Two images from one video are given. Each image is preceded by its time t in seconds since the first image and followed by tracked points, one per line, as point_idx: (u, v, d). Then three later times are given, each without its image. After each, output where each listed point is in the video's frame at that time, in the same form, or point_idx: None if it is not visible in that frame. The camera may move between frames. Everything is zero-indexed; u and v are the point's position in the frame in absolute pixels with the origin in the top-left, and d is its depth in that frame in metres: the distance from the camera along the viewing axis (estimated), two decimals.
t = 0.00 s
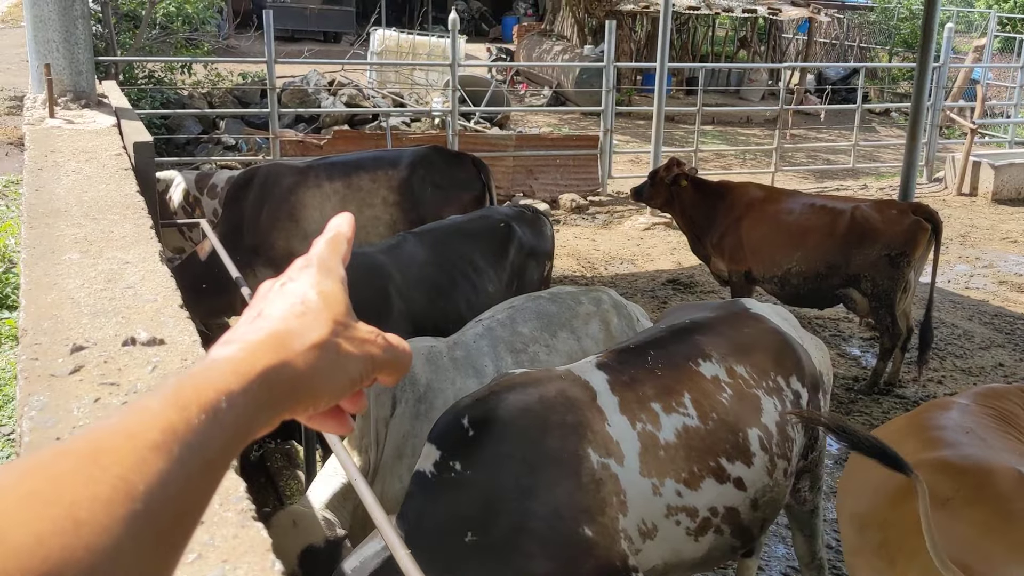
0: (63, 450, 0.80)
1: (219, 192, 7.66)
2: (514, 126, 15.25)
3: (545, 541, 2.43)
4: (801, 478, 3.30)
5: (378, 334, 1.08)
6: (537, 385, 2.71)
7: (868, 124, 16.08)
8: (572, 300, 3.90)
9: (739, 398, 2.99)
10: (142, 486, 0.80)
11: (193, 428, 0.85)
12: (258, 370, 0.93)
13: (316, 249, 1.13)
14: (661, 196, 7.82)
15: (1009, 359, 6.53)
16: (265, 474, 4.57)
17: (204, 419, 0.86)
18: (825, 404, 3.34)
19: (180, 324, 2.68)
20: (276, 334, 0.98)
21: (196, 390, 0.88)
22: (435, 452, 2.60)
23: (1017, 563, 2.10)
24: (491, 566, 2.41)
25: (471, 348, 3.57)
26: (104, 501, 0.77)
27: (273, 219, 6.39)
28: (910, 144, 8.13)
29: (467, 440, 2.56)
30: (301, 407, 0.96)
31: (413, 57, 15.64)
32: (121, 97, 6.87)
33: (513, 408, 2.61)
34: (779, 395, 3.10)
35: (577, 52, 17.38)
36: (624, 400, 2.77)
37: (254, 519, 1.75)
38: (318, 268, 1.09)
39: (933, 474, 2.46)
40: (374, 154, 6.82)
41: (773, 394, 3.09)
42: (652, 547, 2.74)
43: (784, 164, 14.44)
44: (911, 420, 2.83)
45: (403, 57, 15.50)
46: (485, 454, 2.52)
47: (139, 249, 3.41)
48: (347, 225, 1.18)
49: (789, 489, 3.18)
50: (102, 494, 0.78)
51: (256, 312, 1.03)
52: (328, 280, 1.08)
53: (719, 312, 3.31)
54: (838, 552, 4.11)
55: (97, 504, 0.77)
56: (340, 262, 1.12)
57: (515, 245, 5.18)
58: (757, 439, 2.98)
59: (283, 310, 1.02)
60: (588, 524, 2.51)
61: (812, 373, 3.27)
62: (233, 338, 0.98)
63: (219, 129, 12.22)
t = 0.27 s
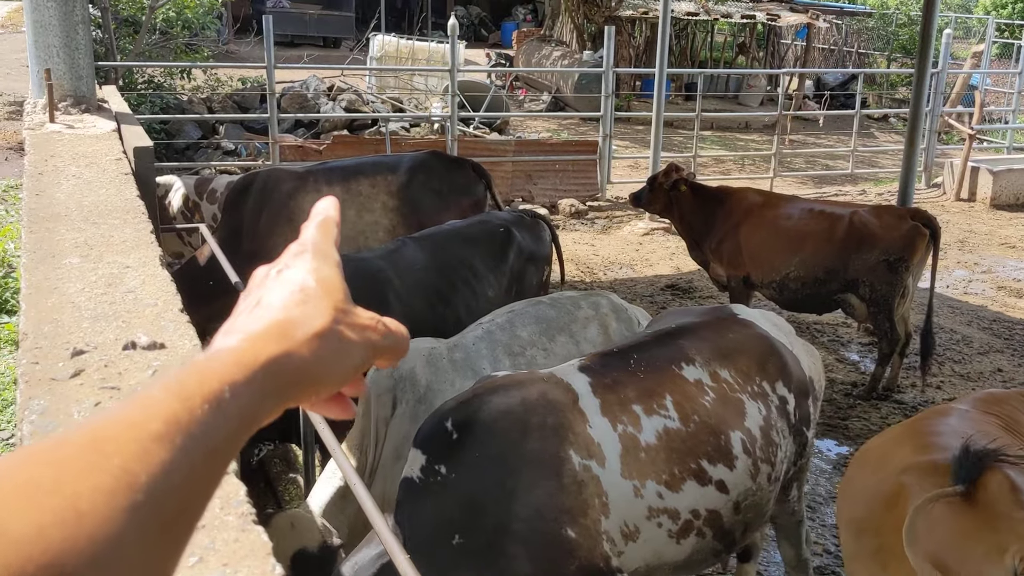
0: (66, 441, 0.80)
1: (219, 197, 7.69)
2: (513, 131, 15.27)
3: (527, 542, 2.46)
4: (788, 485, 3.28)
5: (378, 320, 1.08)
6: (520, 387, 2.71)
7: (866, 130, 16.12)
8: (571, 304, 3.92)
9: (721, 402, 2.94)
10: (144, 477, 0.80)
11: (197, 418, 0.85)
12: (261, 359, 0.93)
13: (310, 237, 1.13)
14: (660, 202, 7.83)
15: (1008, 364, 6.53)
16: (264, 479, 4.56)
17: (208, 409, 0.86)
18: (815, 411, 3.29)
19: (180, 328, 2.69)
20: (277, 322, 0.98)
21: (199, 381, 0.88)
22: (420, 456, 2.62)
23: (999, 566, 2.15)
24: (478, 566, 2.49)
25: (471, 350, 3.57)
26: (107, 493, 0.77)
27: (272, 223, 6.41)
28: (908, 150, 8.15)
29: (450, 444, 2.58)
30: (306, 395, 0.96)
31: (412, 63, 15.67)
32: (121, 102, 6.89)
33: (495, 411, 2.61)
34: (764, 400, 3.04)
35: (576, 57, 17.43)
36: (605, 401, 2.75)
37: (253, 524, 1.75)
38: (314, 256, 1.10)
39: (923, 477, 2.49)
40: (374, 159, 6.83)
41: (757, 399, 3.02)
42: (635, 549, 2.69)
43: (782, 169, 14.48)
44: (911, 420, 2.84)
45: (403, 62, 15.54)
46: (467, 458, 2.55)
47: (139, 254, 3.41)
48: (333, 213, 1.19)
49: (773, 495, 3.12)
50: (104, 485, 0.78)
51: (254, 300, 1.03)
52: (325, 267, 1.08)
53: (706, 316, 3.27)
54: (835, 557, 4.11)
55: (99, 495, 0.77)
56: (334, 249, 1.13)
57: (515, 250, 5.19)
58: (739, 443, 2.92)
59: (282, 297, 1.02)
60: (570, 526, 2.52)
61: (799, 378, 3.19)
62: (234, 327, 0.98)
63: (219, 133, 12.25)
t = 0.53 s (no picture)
0: (53, 447, 0.80)
1: (218, 199, 7.69)
2: (512, 134, 15.28)
3: (520, 546, 2.47)
4: (782, 488, 3.27)
5: (369, 325, 1.06)
6: (513, 391, 2.71)
7: (865, 133, 16.14)
8: (570, 307, 3.91)
9: (715, 405, 2.93)
10: (130, 482, 0.79)
11: (183, 424, 0.84)
12: (249, 364, 0.92)
13: (299, 244, 1.13)
14: (659, 204, 7.84)
15: (1006, 367, 6.53)
16: (261, 481, 4.55)
17: (195, 414, 0.86)
18: (811, 414, 3.28)
19: (176, 330, 2.69)
20: (266, 328, 0.98)
21: (187, 387, 0.87)
22: (415, 462, 2.65)
23: (994, 570, 2.14)
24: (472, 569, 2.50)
25: (469, 349, 3.58)
26: (93, 498, 0.77)
27: (271, 226, 6.42)
28: (906, 152, 8.15)
29: (444, 448, 2.60)
30: (295, 401, 0.95)
31: (411, 65, 15.67)
32: (119, 104, 6.89)
33: (488, 414, 2.62)
34: (758, 404, 3.03)
35: (575, 60, 17.44)
36: (599, 405, 2.74)
37: (249, 526, 1.75)
38: (303, 262, 1.09)
39: (917, 479, 2.50)
40: (372, 161, 6.83)
41: (751, 402, 3.02)
42: (628, 552, 2.68)
43: (781, 172, 14.48)
44: (909, 423, 2.83)
45: (402, 64, 15.54)
46: (461, 462, 2.57)
47: (135, 256, 3.41)
48: (324, 220, 1.19)
49: (766, 499, 3.10)
50: (90, 490, 0.77)
51: (243, 306, 1.03)
52: (314, 274, 1.07)
53: (702, 319, 3.27)
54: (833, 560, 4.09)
55: (85, 500, 0.77)
56: (324, 255, 1.12)
57: (512, 253, 5.18)
58: (732, 446, 2.91)
59: (270, 303, 1.02)
60: (564, 529, 2.53)
61: (793, 381, 3.19)
62: (221, 334, 0.98)
63: (218, 136, 12.25)
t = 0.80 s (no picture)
0: (55, 444, 0.82)
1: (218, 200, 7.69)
2: (511, 135, 15.29)
3: (517, 549, 2.48)
4: (781, 490, 3.27)
5: (368, 322, 1.03)
6: (511, 394, 2.72)
7: (863, 134, 16.16)
8: (570, 306, 3.90)
9: (714, 407, 2.93)
10: (129, 481, 0.80)
11: (181, 422, 0.84)
12: (247, 361, 0.92)
13: (301, 239, 1.11)
14: (659, 204, 7.85)
15: (1004, 368, 6.54)
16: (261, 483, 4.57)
17: (192, 413, 0.86)
18: (811, 416, 3.28)
19: (177, 332, 2.69)
20: (265, 324, 0.97)
21: (185, 385, 0.87)
22: (412, 465, 2.64)
23: (989, 569, 2.15)
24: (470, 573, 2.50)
25: (466, 344, 3.63)
26: (91, 495, 0.78)
27: (270, 227, 6.43)
28: (905, 153, 8.16)
29: (442, 451, 2.61)
30: (294, 398, 0.94)
31: (410, 66, 15.69)
32: (119, 105, 6.89)
33: (486, 418, 2.63)
34: (757, 405, 3.04)
35: (574, 61, 17.46)
36: (598, 407, 2.75)
37: (249, 527, 1.76)
38: (303, 258, 1.07)
39: (914, 480, 2.50)
40: (372, 163, 6.83)
41: (750, 404, 3.02)
42: (628, 555, 2.68)
43: (780, 173, 14.50)
44: (906, 424, 2.84)
45: (401, 66, 15.55)
46: (459, 465, 2.57)
47: (135, 257, 3.41)
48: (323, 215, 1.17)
49: (766, 501, 3.11)
50: (88, 488, 0.78)
51: (242, 304, 1.02)
52: (314, 269, 1.05)
53: (701, 321, 3.27)
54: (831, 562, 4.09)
55: (83, 497, 0.78)
56: (325, 251, 1.10)
57: (511, 254, 5.19)
58: (731, 448, 2.91)
59: (268, 300, 1.00)
60: (561, 533, 2.53)
61: (793, 383, 3.19)
62: (220, 331, 0.97)
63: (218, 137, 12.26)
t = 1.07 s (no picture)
0: (21, 422, 0.85)
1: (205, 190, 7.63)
2: (499, 124, 15.24)
3: (507, 539, 2.46)
4: (769, 478, 3.29)
5: (342, 299, 1.05)
6: (500, 384, 2.73)
7: (850, 123, 16.22)
8: (559, 291, 3.93)
9: (702, 395, 2.94)
10: (94, 458, 0.84)
11: (148, 398, 0.88)
12: (216, 340, 0.94)
13: (274, 218, 1.13)
14: (645, 193, 7.86)
15: (990, 355, 6.59)
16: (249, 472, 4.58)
17: (160, 389, 0.89)
18: (799, 404, 3.30)
19: (162, 319, 2.67)
20: (236, 303, 0.99)
21: (152, 363, 0.90)
22: (401, 455, 2.63)
23: (970, 554, 2.17)
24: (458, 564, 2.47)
25: (458, 328, 3.62)
26: (57, 471, 0.82)
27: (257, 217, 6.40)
28: (890, 142, 8.19)
29: (431, 440, 2.61)
30: (264, 376, 0.97)
31: (398, 55, 15.61)
32: (104, 93, 6.81)
33: (475, 408, 2.64)
34: (745, 394, 3.04)
35: (562, 50, 17.42)
36: (587, 397, 2.76)
37: (235, 513, 1.75)
38: (275, 237, 1.09)
39: (898, 466, 2.50)
40: (359, 152, 6.80)
41: (738, 392, 3.03)
42: (617, 544, 2.69)
43: (767, 162, 14.53)
44: (891, 411, 2.87)
45: (388, 54, 15.48)
46: (449, 454, 2.57)
47: (120, 245, 3.39)
48: (298, 196, 1.19)
49: (755, 490, 3.12)
50: (54, 464, 0.82)
51: (215, 281, 1.04)
52: (286, 248, 1.08)
53: (690, 309, 3.28)
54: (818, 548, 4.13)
55: (49, 473, 0.82)
56: (298, 230, 1.12)
57: (498, 243, 5.18)
58: (720, 437, 2.92)
59: (240, 278, 1.02)
60: (550, 523, 2.52)
61: (781, 371, 3.21)
62: (191, 308, 1.00)
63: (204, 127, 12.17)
